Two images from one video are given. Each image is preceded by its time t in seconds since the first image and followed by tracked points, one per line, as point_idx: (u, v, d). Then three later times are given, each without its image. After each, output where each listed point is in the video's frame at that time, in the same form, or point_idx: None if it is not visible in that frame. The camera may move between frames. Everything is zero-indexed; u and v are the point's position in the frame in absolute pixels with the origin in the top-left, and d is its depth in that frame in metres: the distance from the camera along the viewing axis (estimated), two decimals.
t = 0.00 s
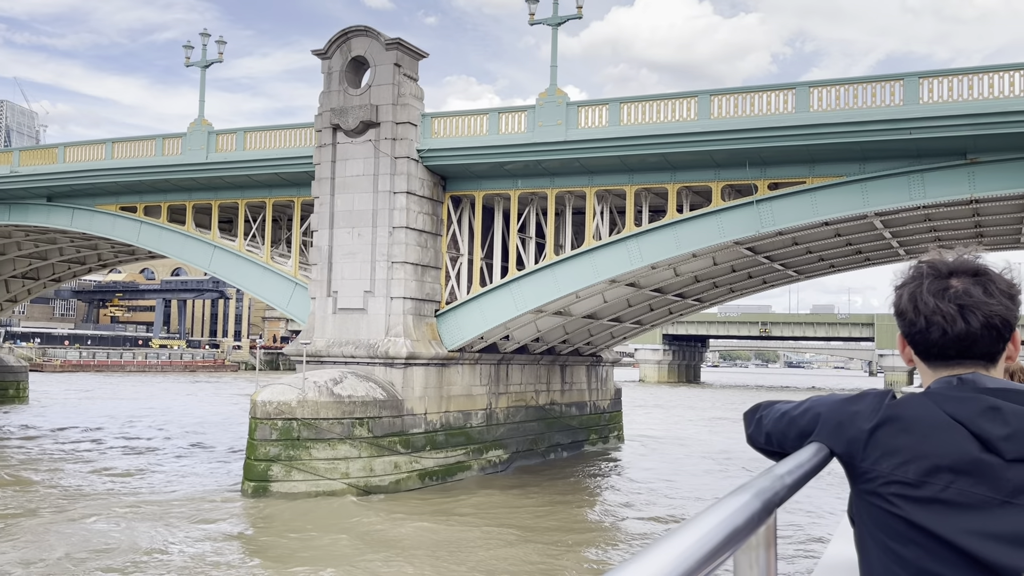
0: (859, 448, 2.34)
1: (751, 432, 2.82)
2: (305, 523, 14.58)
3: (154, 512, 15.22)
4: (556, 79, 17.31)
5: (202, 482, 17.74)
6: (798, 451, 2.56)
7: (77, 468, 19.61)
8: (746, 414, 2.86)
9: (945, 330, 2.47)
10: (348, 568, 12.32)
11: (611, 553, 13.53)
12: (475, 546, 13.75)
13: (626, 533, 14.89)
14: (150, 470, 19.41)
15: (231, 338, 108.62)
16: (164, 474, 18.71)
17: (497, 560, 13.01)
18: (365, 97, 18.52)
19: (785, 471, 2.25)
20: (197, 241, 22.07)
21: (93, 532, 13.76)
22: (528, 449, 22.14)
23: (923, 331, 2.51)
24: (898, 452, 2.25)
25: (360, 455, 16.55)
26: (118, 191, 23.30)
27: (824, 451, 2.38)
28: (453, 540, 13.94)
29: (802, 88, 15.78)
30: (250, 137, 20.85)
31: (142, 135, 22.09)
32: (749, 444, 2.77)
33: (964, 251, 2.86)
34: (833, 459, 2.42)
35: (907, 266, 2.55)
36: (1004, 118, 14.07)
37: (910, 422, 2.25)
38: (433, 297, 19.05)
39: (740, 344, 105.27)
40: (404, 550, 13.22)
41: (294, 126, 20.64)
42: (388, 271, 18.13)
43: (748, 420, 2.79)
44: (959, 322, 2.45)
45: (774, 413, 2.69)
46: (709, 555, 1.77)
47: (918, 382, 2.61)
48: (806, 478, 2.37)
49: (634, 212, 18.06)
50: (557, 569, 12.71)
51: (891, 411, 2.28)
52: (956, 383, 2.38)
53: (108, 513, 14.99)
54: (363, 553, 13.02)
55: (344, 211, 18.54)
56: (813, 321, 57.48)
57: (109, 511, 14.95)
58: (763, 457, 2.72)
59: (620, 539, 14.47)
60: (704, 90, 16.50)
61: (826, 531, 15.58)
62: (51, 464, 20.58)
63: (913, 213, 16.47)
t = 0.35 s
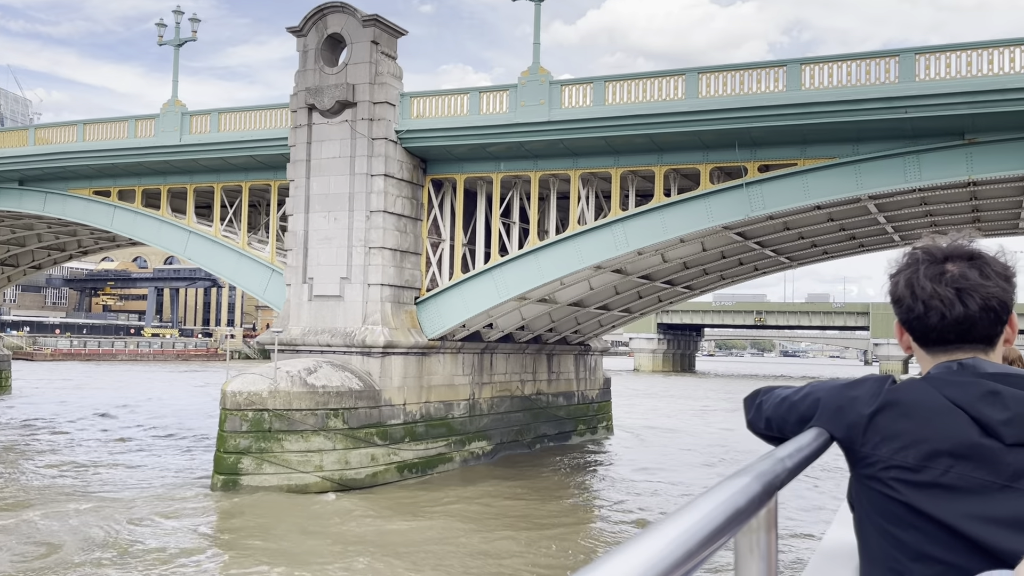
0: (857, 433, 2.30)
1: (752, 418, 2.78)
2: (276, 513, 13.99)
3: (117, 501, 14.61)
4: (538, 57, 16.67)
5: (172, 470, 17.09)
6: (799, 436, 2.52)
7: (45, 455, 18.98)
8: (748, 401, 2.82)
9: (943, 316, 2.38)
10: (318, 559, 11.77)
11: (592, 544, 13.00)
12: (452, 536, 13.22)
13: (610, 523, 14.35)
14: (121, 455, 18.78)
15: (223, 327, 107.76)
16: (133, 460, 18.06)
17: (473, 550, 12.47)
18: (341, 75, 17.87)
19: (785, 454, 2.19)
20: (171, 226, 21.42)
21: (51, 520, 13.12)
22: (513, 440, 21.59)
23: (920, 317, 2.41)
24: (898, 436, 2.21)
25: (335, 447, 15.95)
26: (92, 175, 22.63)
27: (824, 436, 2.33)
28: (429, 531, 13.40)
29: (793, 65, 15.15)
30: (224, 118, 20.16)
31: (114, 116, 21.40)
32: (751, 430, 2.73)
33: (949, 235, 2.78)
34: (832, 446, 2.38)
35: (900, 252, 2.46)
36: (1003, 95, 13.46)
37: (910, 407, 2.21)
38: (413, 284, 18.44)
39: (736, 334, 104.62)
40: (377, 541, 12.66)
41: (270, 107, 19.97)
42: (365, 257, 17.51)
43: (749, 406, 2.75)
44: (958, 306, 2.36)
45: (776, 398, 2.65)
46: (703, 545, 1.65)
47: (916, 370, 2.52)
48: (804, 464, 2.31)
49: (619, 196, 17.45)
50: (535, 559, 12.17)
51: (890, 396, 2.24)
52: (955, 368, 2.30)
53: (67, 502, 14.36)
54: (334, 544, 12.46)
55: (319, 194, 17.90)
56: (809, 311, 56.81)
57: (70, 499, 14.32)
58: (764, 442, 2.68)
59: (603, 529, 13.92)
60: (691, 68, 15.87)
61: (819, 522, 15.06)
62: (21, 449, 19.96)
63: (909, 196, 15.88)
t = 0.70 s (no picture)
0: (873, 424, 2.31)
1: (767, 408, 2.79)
2: (254, 508, 13.43)
3: (87, 495, 14.03)
4: (528, 33, 15.98)
5: (150, 462, 16.48)
6: (812, 426, 2.52)
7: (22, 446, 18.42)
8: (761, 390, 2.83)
9: (958, 304, 2.34)
10: (292, 557, 11.24)
11: (582, 540, 12.46)
12: (435, 531, 12.68)
13: (603, 517, 13.79)
14: (100, 446, 18.19)
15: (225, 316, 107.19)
16: (110, 452, 17.47)
17: (456, 547, 11.92)
18: (325, 54, 17.21)
19: (802, 444, 2.18)
20: (154, 211, 20.79)
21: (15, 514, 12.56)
22: (507, 431, 20.99)
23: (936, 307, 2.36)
24: (913, 428, 2.22)
25: (317, 440, 15.37)
26: (73, 159, 21.99)
27: (838, 426, 2.34)
28: (412, 525, 12.86)
29: (794, 40, 14.45)
30: (206, 100, 19.50)
31: (93, 98, 20.74)
32: (764, 419, 2.75)
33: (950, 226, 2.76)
34: (846, 436, 2.39)
35: (911, 243, 2.42)
36: (1015, 70, 12.76)
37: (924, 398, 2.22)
38: (402, 271, 17.83)
39: (741, 322, 103.65)
40: (356, 536, 12.13)
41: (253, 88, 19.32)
42: (349, 243, 16.87)
43: (762, 396, 2.76)
44: (973, 295, 2.32)
45: (789, 389, 2.65)
46: (728, 539, 1.61)
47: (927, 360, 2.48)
48: (822, 453, 2.31)
49: (614, 178, 16.79)
50: (520, 556, 11.62)
51: (905, 387, 2.24)
52: (971, 358, 2.29)
53: (35, 496, 13.79)
54: (311, 539, 11.94)
55: (303, 177, 17.26)
56: (814, 299, 55.83)
57: (38, 495, 13.75)
58: (778, 433, 2.68)
59: (595, 523, 13.36)
60: (688, 44, 15.17)
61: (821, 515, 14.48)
62: None
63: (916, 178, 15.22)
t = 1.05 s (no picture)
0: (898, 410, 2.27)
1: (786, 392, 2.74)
2: (239, 505, 12.94)
3: (67, 490, 13.56)
4: (525, 9, 15.33)
5: (137, 456, 16.00)
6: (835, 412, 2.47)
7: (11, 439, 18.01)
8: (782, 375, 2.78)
9: (985, 288, 2.29)
10: (273, 558, 10.75)
11: (579, 539, 11.89)
12: (425, 528, 12.15)
13: (602, 513, 13.22)
14: (89, 439, 17.74)
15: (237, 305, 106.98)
16: (98, 445, 16.98)
17: (446, 547, 11.38)
18: (316, 33, 16.63)
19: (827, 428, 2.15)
20: (147, 198, 20.31)
21: None
22: (509, 423, 20.42)
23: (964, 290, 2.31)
24: (940, 412, 2.18)
25: (307, 433, 14.84)
26: (64, 145, 21.51)
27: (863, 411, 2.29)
28: (402, 523, 12.34)
29: (803, 13, 13.73)
30: (198, 82, 18.95)
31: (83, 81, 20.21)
32: (785, 405, 2.68)
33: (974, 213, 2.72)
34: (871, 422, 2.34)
35: (937, 227, 2.39)
36: None
37: (951, 382, 2.18)
38: (398, 258, 17.27)
39: (756, 311, 102.43)
40: (341, 535, 11.60)
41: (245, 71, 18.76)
42: (342, 229, 16.30)
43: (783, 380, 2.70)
44: (1000, 279, 2.27)
45: (811, 373, 2.60)
46: (743, 526, 1.60)
47: (953, 346, 2.44)
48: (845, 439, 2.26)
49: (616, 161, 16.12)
50: (512, 557, 11.07)
51: (931, 371, 2.20)
52: (997, 342, 2.25)
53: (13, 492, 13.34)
54: (295, 539, 11.46)
55: (293, 161, 16.70)
56: (829, 288, 54.73)
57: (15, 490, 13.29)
58: (799, 418, 2.62)
59: (594, 521, 12.77)
60: (691, 19, 14.48)
61: (833, 510, 13.90)
62: None
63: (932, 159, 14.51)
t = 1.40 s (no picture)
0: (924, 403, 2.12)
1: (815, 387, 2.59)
2: (224, 504, 12.42)
3: (47, 487, 13.07)
4: None
5: (124, 451, 15.48)
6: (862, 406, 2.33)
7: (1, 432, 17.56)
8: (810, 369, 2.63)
9: (1017, 280, 2.15)
10: (251, 561, 10.20)
11: (575, 542, 11.27)
12: (415, 530, 11.58)
13: (602, 513, 12.57)
14: (79, 433, 17.26)
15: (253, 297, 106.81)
16: (86, 439, 16.49)
17: (434, 551, 10.78)
18: (309, 14, 16.02)
19: (852, 422, 2.02)
20: (142, 187, 19.85)
21: None
22: (513, 417, 19.81)
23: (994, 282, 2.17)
24: (968, 404, 2.03)
25: (299, 429, 14.30)
26: (59, 133, 21.05)
27: (890, 404, 2.15)
28: (391, 523, 11.77)
29: None
30: (191, 67, 18.41)
31: (75, 67, 19.72)
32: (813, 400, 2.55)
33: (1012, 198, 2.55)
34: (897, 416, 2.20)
35: (968, 217, 2.24)
36: None
37: (979, 373, 2.03)
38: (396, 247, 16.69)
39: (775, 303, 100.97)
40: (325, 538, 11.03)
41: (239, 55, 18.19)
42: (336, 217, 15.72)
43: (811, 374, 2.56)
44: None
45: (839, 366, 2.46)
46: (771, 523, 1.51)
47: (984, 338, 2.29)
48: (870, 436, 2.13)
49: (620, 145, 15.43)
50: (503, 562, 10.46)
51: (961, 363, 2.05)
52: None
53: None
54: (277, 540, 10.90)
55: (286, 147, 16.12)
56: (849, 279, 53.49)
57: None
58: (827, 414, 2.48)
59: (594, 522, 12.13)
60: None
61: (849, 509, 13.23)
62: None
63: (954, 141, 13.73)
